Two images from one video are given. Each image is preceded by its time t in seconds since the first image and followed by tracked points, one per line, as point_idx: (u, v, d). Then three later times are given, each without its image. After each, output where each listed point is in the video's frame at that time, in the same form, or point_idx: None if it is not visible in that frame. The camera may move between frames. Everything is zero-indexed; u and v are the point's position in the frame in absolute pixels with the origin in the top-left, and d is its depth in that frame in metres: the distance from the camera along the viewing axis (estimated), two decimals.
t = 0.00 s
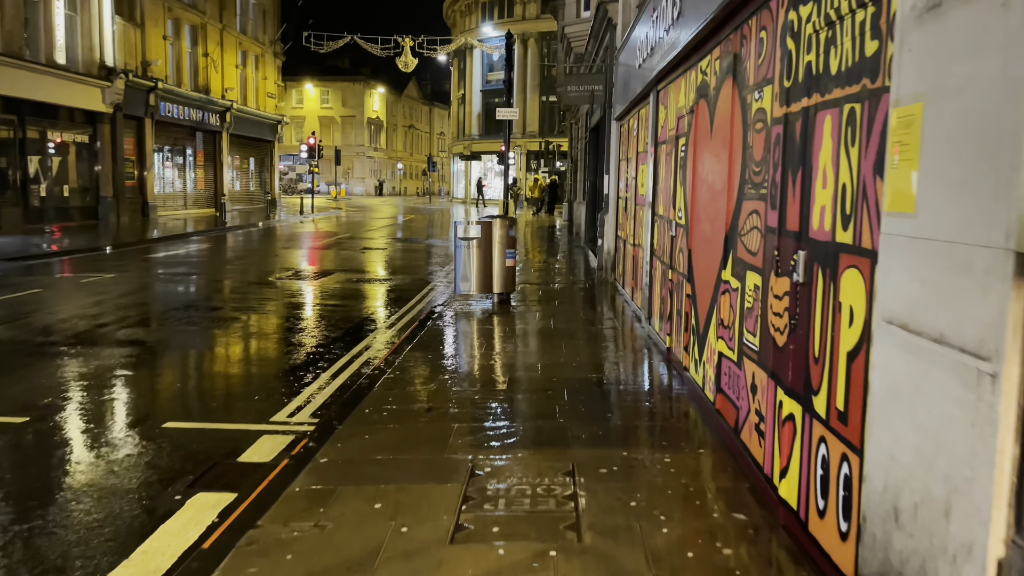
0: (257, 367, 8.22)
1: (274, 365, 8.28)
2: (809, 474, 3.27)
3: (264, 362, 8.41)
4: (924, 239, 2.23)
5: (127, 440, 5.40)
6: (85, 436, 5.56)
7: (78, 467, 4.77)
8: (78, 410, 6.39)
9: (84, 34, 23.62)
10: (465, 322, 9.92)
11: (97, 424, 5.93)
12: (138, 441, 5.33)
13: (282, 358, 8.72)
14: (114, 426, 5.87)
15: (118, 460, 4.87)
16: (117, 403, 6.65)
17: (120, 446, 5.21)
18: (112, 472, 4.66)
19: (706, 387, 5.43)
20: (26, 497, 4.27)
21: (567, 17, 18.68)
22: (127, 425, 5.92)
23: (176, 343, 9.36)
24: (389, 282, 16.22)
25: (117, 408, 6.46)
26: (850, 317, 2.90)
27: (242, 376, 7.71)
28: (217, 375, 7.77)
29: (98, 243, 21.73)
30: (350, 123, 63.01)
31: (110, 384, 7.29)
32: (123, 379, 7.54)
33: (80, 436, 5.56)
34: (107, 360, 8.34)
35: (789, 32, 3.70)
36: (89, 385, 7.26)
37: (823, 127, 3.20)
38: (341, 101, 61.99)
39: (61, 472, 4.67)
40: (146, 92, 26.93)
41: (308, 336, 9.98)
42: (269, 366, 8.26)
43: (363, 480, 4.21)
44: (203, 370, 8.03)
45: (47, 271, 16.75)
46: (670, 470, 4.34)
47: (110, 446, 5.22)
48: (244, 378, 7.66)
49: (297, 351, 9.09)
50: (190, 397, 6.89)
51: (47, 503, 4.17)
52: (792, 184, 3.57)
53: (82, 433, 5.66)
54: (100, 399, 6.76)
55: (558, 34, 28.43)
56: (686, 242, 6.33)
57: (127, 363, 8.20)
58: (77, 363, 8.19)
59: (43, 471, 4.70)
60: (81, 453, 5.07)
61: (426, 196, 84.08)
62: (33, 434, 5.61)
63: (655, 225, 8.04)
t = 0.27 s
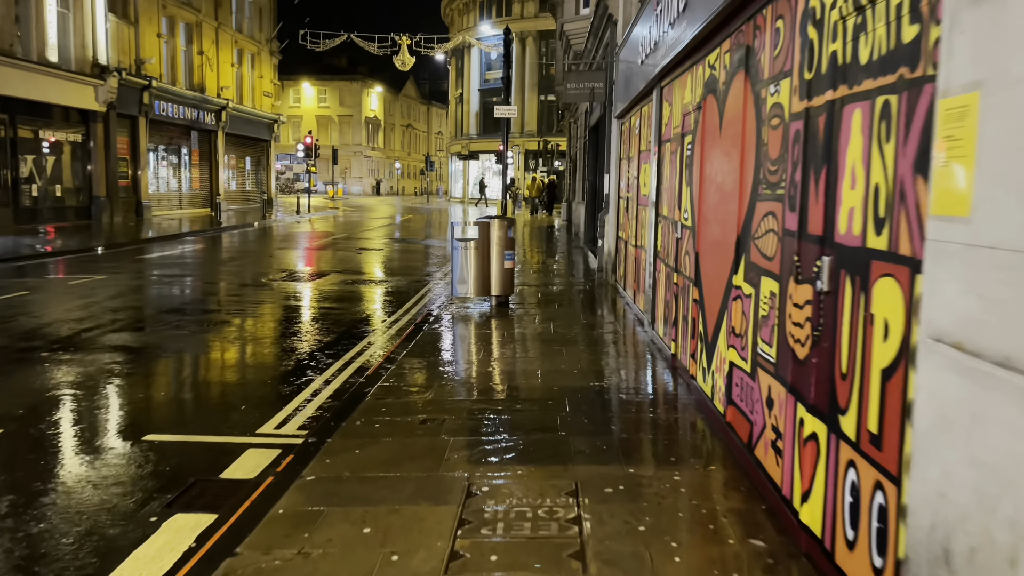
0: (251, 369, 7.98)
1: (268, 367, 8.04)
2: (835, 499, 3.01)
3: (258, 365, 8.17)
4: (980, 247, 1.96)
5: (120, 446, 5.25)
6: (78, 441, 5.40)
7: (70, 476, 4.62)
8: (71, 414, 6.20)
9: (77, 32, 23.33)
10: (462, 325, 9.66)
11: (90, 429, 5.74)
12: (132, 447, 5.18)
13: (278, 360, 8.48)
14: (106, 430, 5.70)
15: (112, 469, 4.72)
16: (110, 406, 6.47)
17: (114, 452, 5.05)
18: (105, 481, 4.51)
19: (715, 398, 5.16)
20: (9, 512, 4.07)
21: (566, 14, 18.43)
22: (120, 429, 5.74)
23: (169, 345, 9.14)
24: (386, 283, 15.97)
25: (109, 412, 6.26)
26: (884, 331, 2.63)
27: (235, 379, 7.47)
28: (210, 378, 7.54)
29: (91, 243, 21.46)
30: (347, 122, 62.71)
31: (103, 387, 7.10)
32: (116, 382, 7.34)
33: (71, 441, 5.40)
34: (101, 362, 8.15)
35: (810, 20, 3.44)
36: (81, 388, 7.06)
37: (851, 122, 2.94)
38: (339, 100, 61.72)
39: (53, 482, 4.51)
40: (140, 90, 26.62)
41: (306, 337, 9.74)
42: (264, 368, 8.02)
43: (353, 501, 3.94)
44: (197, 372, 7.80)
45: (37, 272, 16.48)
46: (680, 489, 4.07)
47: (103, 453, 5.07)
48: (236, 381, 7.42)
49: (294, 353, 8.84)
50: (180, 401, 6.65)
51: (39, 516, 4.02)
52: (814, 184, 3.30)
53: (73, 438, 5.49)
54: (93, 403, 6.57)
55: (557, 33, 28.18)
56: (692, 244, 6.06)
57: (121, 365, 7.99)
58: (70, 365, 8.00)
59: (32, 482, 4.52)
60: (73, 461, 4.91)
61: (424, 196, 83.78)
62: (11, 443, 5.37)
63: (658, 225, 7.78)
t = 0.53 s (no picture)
0: (244, 371, 7.70)
1: (262, 369, 7.77)
2: (870, 524, 2.74)
3: (249, 368, 7.88)
4: None
5: (114, 452, 5.06)
6: (73, 446, 5.21)
7: (63, 485, 4.44)
8: (64, 418, 6.00)
9: (70, 29, 23.00)
10: (459, 328, 9.37)
11: (82, 434, 5.53)
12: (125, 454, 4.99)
13: (274, 361, 8.20)
14: (100, 434, 5.51)
15: (107, 478, 4.54)
16: (104, 409, 6.27)
17: (108, 460, 4.87)
18: (100, 491, 4.32)
19: (727, 406, 4.89)
20: None
21: (566, 11, 18.13)
22: (113, 433, 5.54)
23: (163, 346, 8.87)
24: (383, 284, 15.68)
25: (101, 416, 6.05)
26: (931, 341, 2.36)
27: (228, 382, 7.19)
28: (201, 381, 7.26)
29: (84, 242, 21.16)
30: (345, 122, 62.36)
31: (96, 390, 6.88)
32: (108, 385, 7.12)
33: (65, 447, 5.21)
34: (93, 364, 7.90)
35: (838, 2, 3.17)
36: (74, 391, 6.85)
37: (889, 111, 2.68)
38: (336, 100, 61.42)
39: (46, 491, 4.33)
40: (134, 89, 26.31)
41: (303, 338, 9.46)
42: (257, 370, 7.74)
43: (342, 521, 3.66)
44: (189, 375, 7.54)
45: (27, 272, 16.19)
46: (694, 508, 3.79)
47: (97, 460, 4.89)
48: (227, 384, 7.14)
49: (289, 354, 8.56)
50: (168, 406, 6.38)
51: (26, 530, 3.81)
52: (844, 179, 3.04)
53: (68, 443, 5.30)
54: (86, 406, 6.37)
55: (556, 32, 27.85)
56: (701, 244, 5.78)
57: (114, 367, 7.75)
58: (62, 367, 7.76)
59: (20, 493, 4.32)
60: (66, 469, 4.72)
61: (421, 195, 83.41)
62: None
63: (663, 225, 7.49)
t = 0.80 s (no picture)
0: (234, 376, 7.45)
1: (253, 374, 7.51)
2: (906, 558, 2.49)
3: (238, 373, 7.63)
4: None
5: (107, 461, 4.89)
6: (64, 454, 5.03)
7: (54, 496, 4.26)
8: (56, 423, 5.82)
9: (61, 27, 22.72)
10: (456, 332, 9.12)
11: (74, 440, 5.35)
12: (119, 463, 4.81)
13: (267, 365, 7.95)
14: (92, 441, 5.32)
15: (99, 489, 4.36)
16: (96, 415, 6.07)
17: (100, 470, 4.69)
18: (91, 504, 4.14)
19: (738, 418, 4.64)
20: None
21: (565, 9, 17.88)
22: (106, 441, 5.35)
23: (153, 350, 8.63)
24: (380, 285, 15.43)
25: (94, 421, 5.87)
26: (980, 360, 2.12)
27: (218, 388, 6.94)
28: (189, 387, 7.01)
29: (77, 243, 20.90)
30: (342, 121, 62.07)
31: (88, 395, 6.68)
32: (102, 389, 6.93)
33: (56, 454, 5.04)
34: (85, 369, 7.69)
35: None
36: (66, 396, 6.65)
37: (928, 104, 2.44)
38: (333, 99, 61.13)
39: (34, 504, 4.15)
40: (127, 87, 26.04)
41: (298, 341, 9.21)
42: (249, 375, 7.49)
43: (327, 546, 3.41)
44: (178, 380, 7.30)
45: (18, 274, 15.94)
46: (706, 531, 3.53)
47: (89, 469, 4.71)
48: (215, 390, 6.89)
49: (282, 358, 8.32)
50: (154, 413, 6.14)
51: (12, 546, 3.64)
52: (873, 179, 2.80)
53: (59, 450, 5.12)
54: (78, 411, 6.18)
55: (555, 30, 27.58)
56: (708, 246, 5.54)
57: (106, 371, 7.53)
58: (54, 371, 7.56)
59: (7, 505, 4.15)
60: (58, 478, 4.55)
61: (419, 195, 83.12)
62: None
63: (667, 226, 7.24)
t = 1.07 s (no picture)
0: (223, 378, 7.20)
1: (242, 376, 7.26)
2: None
3: (227, 375, 7.38)
4: None
5: (100, 465, 4.71)
6: (56, 456, 4.86)
7: (43, 502, 4.09)
8: (48, 424, 5.65)
9: (53, 24, 22.44)
10: (451, 333, 8.88)
11: (67, 442, 5.18)
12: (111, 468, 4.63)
13: (258, 367, 7.71)
14: (85, 443, 5.15)
15: (90, 494, 4.19)
16: (89, 416, 5.89)
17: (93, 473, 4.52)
18: (82, 511, 3.97)
19: (747, 426, 4.40)
20: None
21: (562, 5, 17.66)
22: (99, 443, 5.17)
23: (140, 351, 8.39)
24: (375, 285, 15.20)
25: (88, 422, 5.69)
26: None
27: (205, 390, 6.69)
28: (175, 389, 6.76)
29: (69, 242, 20.62)
30: (338, 121, 61.79)
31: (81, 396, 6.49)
32: (95, 389, 6.74)
33: (48, 456, 4.86)
34: (76, 369, 7.48)
35: None
36: (58, 397, 6.46)
37: (968, 87, 2.21)
38: (329, 98, 60.83)
39: (25, 510, 3.99)
40: (120, 85, 25.76)
41: (292, 342, 8.97)
42: (238, 377, 7.24)
43: (309, 567, 3.17)
44: (164, 382, 7.05)
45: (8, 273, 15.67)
46: (716, 550, 3.29)
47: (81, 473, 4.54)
48: (200, 394, 6.63)
49: (272, 360, 8.07)
50: (136, 416, 5.88)
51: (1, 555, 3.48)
52: (902, 171, 2.56)
53: (52, 452, 4.95)
54: (71, 412, 5.99)
55: (552, 28, 27.41)
56: (714, 245, 5.30)
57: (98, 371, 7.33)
58: (46, 372, 7.36)
59: None
60: (50, 482, 4.39)
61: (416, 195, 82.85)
62: None
63: (669, 225, 7.01)
